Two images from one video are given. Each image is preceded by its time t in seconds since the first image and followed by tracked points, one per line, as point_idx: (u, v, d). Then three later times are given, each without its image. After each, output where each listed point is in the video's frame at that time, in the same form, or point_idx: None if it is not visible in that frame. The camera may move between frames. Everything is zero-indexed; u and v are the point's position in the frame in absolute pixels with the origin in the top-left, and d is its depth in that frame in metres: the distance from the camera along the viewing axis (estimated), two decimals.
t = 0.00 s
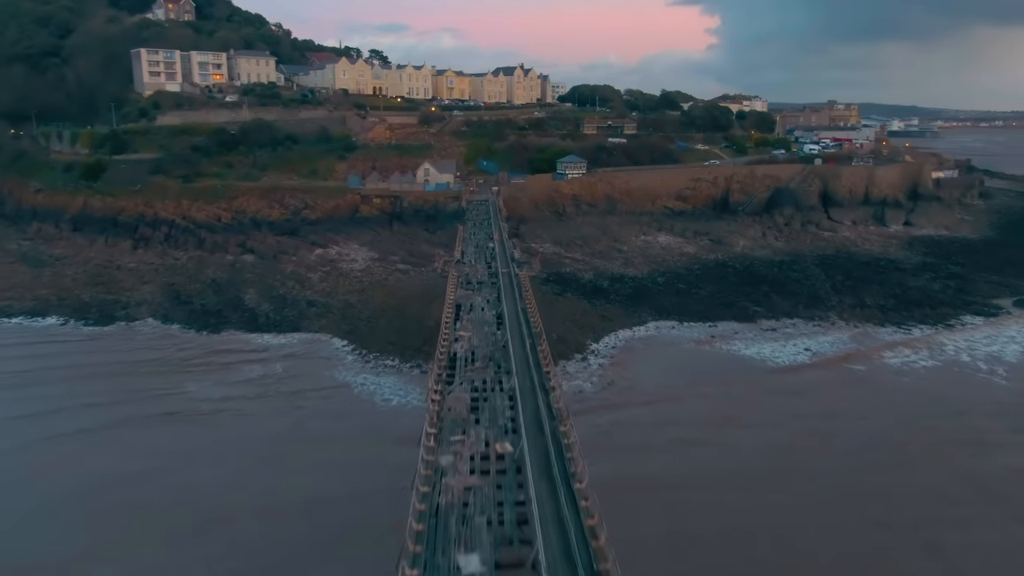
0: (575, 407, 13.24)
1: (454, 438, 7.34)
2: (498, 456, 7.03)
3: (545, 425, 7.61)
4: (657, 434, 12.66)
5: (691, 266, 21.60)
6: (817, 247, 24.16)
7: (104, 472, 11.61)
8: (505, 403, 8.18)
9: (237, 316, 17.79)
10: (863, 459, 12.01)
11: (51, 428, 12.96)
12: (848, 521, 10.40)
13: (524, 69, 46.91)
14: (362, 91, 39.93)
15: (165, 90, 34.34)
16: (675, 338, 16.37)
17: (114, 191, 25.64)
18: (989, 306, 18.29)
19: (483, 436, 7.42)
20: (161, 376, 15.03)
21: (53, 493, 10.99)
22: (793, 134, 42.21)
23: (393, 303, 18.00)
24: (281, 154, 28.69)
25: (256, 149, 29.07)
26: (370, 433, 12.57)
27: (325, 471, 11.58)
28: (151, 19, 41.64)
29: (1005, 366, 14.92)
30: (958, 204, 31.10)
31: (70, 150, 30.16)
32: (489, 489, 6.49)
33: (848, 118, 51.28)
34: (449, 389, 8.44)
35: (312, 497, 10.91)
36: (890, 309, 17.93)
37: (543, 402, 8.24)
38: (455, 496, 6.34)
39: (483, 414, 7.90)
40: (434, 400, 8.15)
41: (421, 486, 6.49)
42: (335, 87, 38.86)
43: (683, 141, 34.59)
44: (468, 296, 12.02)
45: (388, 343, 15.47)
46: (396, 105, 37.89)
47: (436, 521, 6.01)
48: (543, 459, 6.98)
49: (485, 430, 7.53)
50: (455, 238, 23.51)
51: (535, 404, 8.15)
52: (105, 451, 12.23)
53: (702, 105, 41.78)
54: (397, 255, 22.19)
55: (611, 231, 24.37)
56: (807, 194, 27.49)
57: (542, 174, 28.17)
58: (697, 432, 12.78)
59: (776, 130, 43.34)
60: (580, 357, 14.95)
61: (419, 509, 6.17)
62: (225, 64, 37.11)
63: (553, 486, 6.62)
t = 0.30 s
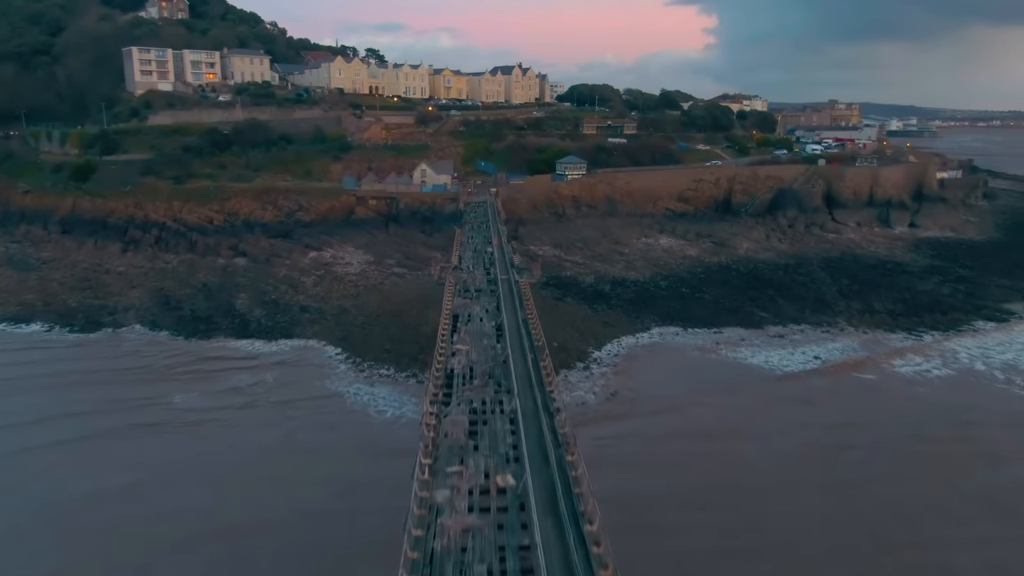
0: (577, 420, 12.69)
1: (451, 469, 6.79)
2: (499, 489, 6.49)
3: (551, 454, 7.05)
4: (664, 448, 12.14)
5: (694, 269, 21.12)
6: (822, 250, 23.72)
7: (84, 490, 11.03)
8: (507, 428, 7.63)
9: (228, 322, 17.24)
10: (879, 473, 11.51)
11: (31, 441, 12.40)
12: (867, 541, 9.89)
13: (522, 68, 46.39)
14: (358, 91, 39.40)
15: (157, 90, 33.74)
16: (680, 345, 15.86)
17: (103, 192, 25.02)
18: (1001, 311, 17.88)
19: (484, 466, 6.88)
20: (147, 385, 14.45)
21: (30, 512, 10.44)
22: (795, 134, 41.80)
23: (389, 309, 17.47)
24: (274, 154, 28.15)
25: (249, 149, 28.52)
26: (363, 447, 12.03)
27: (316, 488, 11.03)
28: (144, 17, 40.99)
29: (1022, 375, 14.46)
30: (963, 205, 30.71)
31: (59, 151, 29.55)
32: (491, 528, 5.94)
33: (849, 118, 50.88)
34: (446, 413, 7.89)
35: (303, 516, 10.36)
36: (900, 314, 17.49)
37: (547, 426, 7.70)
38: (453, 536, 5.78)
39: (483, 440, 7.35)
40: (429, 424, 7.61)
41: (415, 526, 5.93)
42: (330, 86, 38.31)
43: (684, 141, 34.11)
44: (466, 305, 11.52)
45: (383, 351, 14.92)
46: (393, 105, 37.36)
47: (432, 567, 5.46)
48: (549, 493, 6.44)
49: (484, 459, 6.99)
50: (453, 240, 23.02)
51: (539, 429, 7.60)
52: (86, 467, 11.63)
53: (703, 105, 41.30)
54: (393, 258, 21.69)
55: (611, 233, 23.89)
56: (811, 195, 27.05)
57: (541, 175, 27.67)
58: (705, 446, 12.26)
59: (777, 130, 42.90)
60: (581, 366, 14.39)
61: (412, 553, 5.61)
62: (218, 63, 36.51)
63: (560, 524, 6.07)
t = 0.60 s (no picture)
0: (582, 433, 12.15)
1: (450, 506, 6.24)
2: (502, 529, 5.95)
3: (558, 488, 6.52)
4: (672, 461, 11.63)
5: (699, 273, 20.65)
6: (829, 252, 23.25)
7: (64, 508, 10.50)
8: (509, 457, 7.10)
9: (220, 327, 16.72)
10: (896, 488, 11.01)
11: (11, 454, 11.90)
12: (887, 561, 9.40)
13: (523, 67, 45.86)
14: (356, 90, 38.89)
15: (151, 89, 33.20)
16: (686, 352, 15.37)
17: (95, 193, 24.45)
18: (1015, 317, 17.43)
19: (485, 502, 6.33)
20: (134, 395, 13.93)
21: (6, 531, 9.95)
22: (798, 134, 41.33)
23: (387, 314, 16.97)
24: (270, 155, 27.64)
25: (244, 150, 28.00)
26: (358, 461, 11.51)
27: (307, 504, 10.51)
28: (139, 16, 40.46)
29: None
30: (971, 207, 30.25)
31: (51, 151, 29.00)
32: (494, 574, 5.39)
33: (853, 117, 50.36)
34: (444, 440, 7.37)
35: (293, 534, 9.84)
36: (912, 320, 17.03)
37: (553, 453, 7.17)
38: None
39: (484, 471, 6.82)
40: (426, 451, 7.09)
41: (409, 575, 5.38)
42: (328, 86, 37.79)
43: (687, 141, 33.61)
44: (465, 316, 11.04)
45: (380, 358, 14.41)
46: (392, 104, 36.86)
47: None
48: (557, 534, 5.89)
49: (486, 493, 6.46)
50: (452, 243, 22.52)
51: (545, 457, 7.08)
52: (67, 483, 11.11)
53: (705, 104, 40.83)
54: (390, 262, 21.20)
55: (614, 236, 23.41)
56: (816, 196, 26.59)
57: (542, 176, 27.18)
58: (715, 459, 11.75)
59: (780, 130, 42.42)
60: (585, 375, 13.85)
61: None
62: (214, 62, 35.97)
63: (570, 570, 5.53)
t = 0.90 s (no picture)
0: (586, 446, 11.61)
1: (447, 548, 5.65)
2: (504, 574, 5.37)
3: (567, 526, 5.94)
4: (680, 476, 11.13)
5: (704, 276, 20.16)
6: (836, 255, 22.77)
7: (43, 527, 10.01)
8: (513, 489, 6.52)
9: (212, 333, 16.21)
10: (913, 503, 10.53)
11: None
12: None
13: (523, 66, 45.37)
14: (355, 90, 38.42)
15: (146, 89, 32.68)
16: (693, 361, 14.85)
17: (87, 194, 23.93)
18: None
19: (486, 542, 5.75)
20: (121, 404, 13.43)
21: None
22: (802, 134, 40.84)
23: (384, 320, 16.47)
24: (266, 156, 27.15)
25: (240, 150, 27.51)
26: (352, 475, 11.01)
27: (298, 521, 10.02)
28: (135, 14, 39.95)
29: None
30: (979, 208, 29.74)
31: (43, 152, 28.46)
32: None
33: (856, 117, 49.88)
34: (442, 468, 6.80)
35: (282, 554, 9.36)
36: (925, 326, 16.54)
37: (561, 484, 6.59)
38: None
39: (484, 504, 6.25)
40: (421, 482, 6.50)
41: None
42: (325, 85, 37.28)
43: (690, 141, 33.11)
44: (464, 326, 10.55)
45: (376, 367, 13.89)
46: (390, 104, 36.37)
47: None
48: None
49: (487, 531, 5.88)
50: (451, 245, 22.02)
51: (551, 489, 6.49)
52: (47, 499, 10.62)
53: (708, 104, 40.33)
54: (388, 265, 20.72)
55: (617, 238, 22.92)
56: (823, 198, 26.09)
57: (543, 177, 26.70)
58: (724, 473, 11.25)
59: (784, 130, 41.92)
60: (589, 385, 13.31)
61: None
62: (210, 61, 35.46)
63: None
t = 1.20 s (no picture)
0: (591, 461, 11.11)
1: None
2: None
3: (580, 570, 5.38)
4: (690, 490, 10.64)
5: (711, 280, 19.67)
6: (844, 257, 22.31)
7: (20, 545, 9.51)
8: (518, 525, 5.98)
9: (204, 339, 15.73)
10: (932, 519, 10.07)
11: None
12: None
13: (524, 65, 44.89)
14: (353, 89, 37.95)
15: (140, 88, 32.18)
16: (700, 368, 14.37)
17: (79, 195, 23.42)
18: None
19: None
20: (107, 414, 12.93)
21: None
22: (806, 134, 40.39)
23: (381, 325, 15.98)
24: (262, 156, 26.68)
25: (235, 151, 27.03)
26: (346, 490, 10.52)
27: (288, 539, 9.53)
28: (130, 12, 39.42)
29: None
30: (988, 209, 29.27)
31: (35, 153, 27.97)
32: None
33: (860, 118, 49.41)
34: (440, 501, 6.27)
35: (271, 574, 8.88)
36: (939, 331, 16.08)
37: (570, 520, 6.04)
38: None
39: (487, 543, 5.70)
40: (416, 517, 5.98)
41: None
42: (323, 84, 36.81)
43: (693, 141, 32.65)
44: (464, 339, 10.09)
45: (373, 375, 13.40)
46: (389, 103, 35.89)
47: None
48: None
49: None
50: (451, 248, 21.54)
51: (561, 525, 5.95)
52: (25, 515, 10.11)
53: (711, 104, 39.85)
54: (387, 268, 20.24)
55: (620, 240, 22.45)
56: (829, 199, 25.64)
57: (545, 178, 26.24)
58: (735, 488, 10.77)
59: (787, 130, 41.46)
60: (594, 395, 12.81)
61: None
62: (206, 60, 34.98)
63: None
